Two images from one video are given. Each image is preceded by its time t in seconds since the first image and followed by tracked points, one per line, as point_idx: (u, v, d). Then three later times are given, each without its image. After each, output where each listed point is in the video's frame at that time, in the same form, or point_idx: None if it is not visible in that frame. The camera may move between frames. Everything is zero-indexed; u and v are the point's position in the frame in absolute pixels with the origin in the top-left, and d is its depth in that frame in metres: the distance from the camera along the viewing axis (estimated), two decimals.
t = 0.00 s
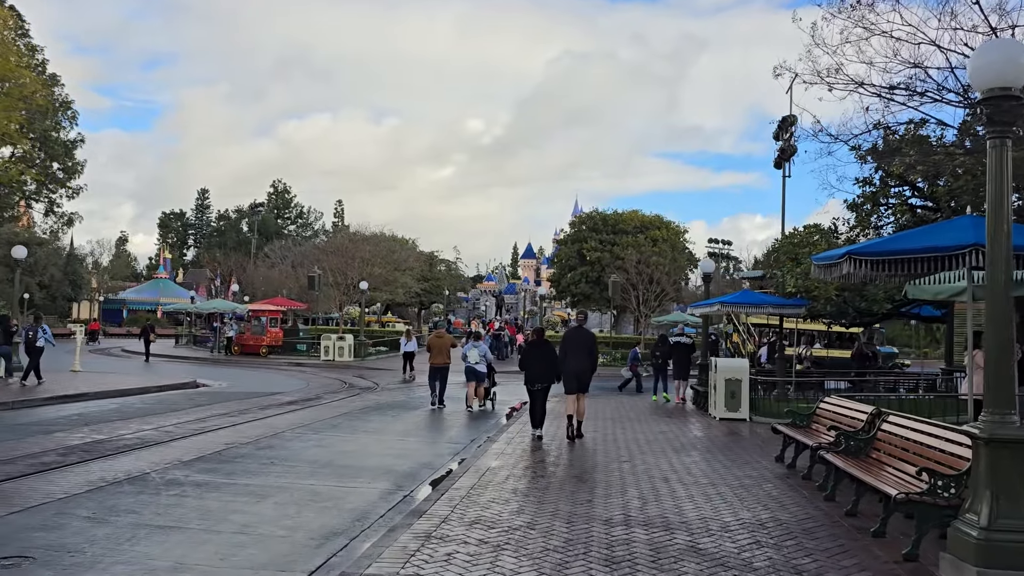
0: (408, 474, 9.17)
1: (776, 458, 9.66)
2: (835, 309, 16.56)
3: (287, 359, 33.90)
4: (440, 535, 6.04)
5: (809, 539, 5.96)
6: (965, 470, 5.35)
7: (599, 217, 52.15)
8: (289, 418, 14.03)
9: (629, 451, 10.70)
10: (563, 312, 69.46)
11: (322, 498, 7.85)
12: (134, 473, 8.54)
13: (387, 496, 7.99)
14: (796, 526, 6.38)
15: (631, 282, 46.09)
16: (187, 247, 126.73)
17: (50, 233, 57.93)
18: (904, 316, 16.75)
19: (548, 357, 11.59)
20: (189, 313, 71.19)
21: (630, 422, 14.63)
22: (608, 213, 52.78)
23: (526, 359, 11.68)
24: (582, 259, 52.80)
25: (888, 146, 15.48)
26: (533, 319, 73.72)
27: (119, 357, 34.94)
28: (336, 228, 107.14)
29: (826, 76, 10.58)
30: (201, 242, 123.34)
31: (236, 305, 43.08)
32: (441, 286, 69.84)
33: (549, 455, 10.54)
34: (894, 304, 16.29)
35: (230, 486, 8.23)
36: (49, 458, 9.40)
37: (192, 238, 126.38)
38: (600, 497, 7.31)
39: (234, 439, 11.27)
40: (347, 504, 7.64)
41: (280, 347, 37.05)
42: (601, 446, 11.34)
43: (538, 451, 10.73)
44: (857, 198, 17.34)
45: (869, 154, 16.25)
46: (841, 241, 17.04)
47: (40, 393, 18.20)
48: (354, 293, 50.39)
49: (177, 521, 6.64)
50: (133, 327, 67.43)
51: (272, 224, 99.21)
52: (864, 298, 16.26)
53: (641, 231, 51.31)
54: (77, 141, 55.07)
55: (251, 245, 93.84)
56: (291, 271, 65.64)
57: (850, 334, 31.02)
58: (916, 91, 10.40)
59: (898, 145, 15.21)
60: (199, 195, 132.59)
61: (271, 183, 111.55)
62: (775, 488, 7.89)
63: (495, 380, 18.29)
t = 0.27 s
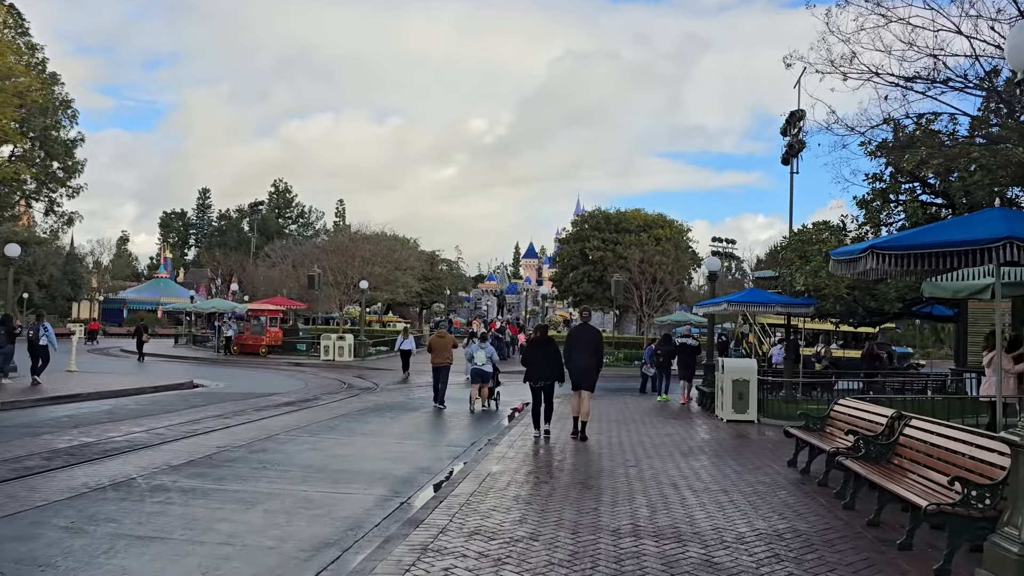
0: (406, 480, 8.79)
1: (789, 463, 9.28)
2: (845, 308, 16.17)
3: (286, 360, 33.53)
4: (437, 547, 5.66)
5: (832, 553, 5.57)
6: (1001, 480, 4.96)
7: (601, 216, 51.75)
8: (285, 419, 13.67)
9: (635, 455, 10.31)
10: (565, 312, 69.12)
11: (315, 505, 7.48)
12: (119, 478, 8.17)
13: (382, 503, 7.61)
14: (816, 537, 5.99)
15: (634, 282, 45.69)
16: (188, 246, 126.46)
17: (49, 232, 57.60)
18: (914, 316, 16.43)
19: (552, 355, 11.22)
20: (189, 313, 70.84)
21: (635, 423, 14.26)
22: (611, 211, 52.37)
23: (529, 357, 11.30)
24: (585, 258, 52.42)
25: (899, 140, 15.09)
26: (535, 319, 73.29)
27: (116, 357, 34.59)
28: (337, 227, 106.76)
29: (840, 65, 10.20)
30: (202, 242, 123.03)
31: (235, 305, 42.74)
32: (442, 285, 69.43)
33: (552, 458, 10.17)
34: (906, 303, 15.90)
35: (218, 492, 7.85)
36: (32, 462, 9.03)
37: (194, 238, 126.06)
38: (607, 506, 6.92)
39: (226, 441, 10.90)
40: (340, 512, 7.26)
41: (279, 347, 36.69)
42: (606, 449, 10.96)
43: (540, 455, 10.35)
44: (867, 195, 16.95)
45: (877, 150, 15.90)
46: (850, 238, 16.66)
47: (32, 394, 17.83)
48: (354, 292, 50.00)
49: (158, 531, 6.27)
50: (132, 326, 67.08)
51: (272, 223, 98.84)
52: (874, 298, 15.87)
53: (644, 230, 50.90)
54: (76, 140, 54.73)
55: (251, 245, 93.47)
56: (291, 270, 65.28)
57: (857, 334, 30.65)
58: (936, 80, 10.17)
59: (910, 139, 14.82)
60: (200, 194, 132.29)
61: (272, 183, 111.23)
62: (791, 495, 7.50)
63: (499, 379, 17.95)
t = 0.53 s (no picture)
0: (400, 485, 8.44)
1: (799, 467, 8.92)
2: (852, 307, 15.83)
3: (284, 359, 33.17)
4: (430, 560, 5.29)
5: (853, 566, 5.20)
6: None
7: (603, 214, 51.39)
8: (279, 421, 13.32)
9: (638, 458, 9.96)
10: (565, 312, 68.89)
11: (304, 512, 7.13)
12: (99, 484, 7.81)
13: (374, 510, 7.25)
14: (834, 549, 5.63)
15: (635, 281, 45.34)
16: (188, 246, 126.17)
17: (47, 231, 57.25)
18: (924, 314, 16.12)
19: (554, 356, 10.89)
20: (189, 312, 70.47)
21: (638, 425, 13.91)
22: (612, 210, 52.00)
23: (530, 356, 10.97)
24: (586, 257, 52.09)
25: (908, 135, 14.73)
26: (535, 318, 72.90)
27: (113, 356, 34.25)
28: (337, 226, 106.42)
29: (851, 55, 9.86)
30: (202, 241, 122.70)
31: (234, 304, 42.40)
32: (442, 285, 69.05)
33: (552, 461, 9.81)
34: (915, 302, 15.55)
35: (203, 499, 7.50)
36: (12, 467, 8.67)
37: (194, 237, 125.71)
38: (611, 514, 6.56)
39: (216, 444, 10.54)
40: (329, 519, 6.90)
41: (277, 347, 36.33)
42: (609, 451, 10.61)
43: (540, 458, 10.00)
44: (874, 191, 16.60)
45: (884, 146, 15.58)
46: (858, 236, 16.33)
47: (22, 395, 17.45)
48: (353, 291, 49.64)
49: (136, 541, 5.92)
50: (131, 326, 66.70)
51: (272, 222, 98.45)
52: (882, 296, 15.52)
53: (645, 229, 50.56)
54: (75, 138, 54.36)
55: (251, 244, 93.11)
56: (291, 269, 64.92)
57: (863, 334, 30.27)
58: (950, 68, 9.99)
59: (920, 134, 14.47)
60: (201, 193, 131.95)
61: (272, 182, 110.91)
62: (803, 502, 7.14)
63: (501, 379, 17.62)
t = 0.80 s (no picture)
0: (393, 491, 8.08)
1: (809, 473, 8.55)
2: (858, 306, 15.47)
3: (282, 360, 32.82)
4: None
5: None
6: None
7: (604, 213, 51.02)
8: (271, 423, 12.98)
9: (641, 463, 9.60)
10: (566, 311, 68.51)
11: (290, 522, 6.77)
12: (77, 491, 7.46)
13: (363, 520, 6.89)
14: (851, 563, 5.27)
15: (637, 280, 44.98)
16: (188, 245, 125.84)
17: (46, 230, 56.93)
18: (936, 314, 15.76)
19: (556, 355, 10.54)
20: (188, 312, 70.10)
21: (640, 427, 13.56)
22: (614, 209, 51.61)
23: (531, 356, 10.63)
24: (587, 256, 51.75)
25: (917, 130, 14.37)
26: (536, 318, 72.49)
27: (110, 356, 33.92)
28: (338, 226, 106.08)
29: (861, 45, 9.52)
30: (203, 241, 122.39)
31: (232, 304, 42.06)
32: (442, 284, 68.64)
33: (551, 465, 9.47)
34: (923, 300, 15.19)
35: (185, 507, 7.15)
36: None
37: (194, 236, 125.41)
38: (613, 525, 6.20)
39: (204, 448, 10.19)
40: (316, 530, 6.54)
41: (275, 347, 35.99)
42: (611, 455, 10.25)
43: (540, 462, 9.64)
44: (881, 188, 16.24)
45: (891, 141, 15.23)
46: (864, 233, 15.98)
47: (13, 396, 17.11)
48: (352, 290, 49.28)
49: (108, 555, 5.56)
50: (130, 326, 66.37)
51: (272, 221, 98.09)
52: (890, 295, 15.16)
53: (647, 228, 50.19)
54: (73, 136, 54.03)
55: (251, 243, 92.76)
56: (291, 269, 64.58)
57: (868, 333, 29.88)
58: (968, 55, 9.73)
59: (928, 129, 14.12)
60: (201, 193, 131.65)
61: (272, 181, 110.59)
62: (815, 511, 6.78)
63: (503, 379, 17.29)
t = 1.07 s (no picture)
0: (387, 498, 7.77)
1: (820, 478, 8.23)
2: (865, 305, 15.18)
3: (280, 359, 32.50)
4: None
5: None
6: None
7: (606, 212, 50.67)
8: (266, 425, 12.69)
9: (645, 467, 9.28)
10: (568, 310, 68.11)
11: (277, 531, 6.46)
12: (58, 499, 7.15)
13: (355, 528, 6.58)
14: None
15: (639, 279, 44.63)
16: (189, 244, 125.55)
17: (45, 229, 56.66)
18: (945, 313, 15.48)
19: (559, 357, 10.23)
20: (188, 311, 69.82)
21: (644, 429, 13.27)
22: (615, 207, 51.25)
23: (533, 359, 10.32)
24: (588, 255, 51.39)
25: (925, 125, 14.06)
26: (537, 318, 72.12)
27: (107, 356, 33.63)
28: (339, 225, 105.75)
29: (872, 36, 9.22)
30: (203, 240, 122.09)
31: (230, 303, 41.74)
32: (443, 283, 68.27)
33: (552, 468, 9.17)
34: (932, 299, 14.89)
35: (169, 514, 6.84)
36: None
37: (195, 235, 125.14)
38: (617, 535, 5.88)
39: (194, 451, 9.88)
40: (304, 540, 6.23)
41: (274, 347, 35.69)
42: (614, 458, 9.94)
43: (540, 466, 9.33)
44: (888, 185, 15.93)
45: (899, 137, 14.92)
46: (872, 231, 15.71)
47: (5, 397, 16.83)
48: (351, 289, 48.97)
49: (83, 567, 5.26)
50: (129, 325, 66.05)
51: (273, 221, 97.74)
52: (898, 295, 14.85)
53: (649, 226, 49.85)
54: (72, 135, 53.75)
55: (251, 242, 92.44)
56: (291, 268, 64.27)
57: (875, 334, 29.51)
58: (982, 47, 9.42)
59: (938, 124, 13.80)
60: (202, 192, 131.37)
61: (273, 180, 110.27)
62: (829, 520, 6.45)
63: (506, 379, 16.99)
